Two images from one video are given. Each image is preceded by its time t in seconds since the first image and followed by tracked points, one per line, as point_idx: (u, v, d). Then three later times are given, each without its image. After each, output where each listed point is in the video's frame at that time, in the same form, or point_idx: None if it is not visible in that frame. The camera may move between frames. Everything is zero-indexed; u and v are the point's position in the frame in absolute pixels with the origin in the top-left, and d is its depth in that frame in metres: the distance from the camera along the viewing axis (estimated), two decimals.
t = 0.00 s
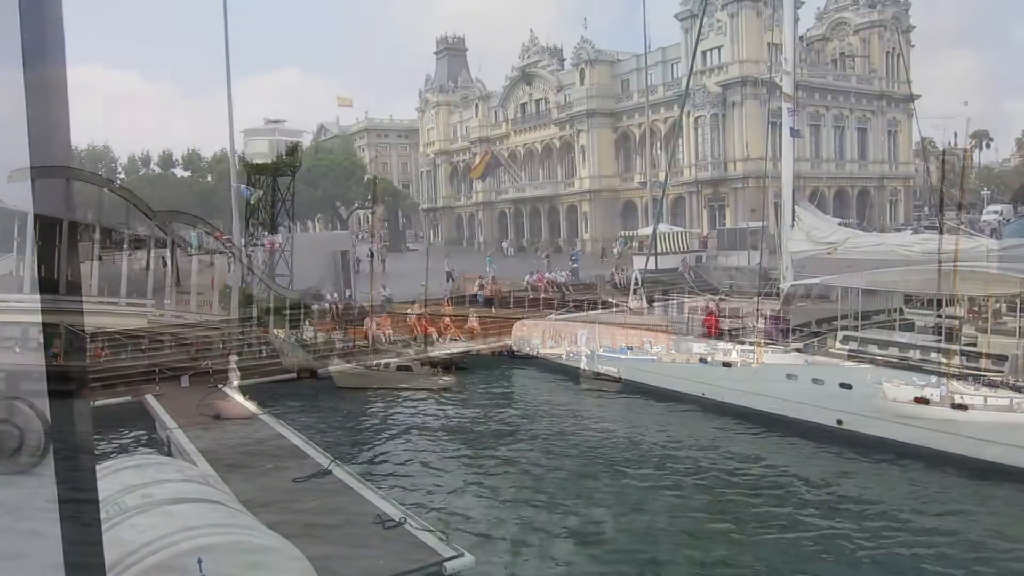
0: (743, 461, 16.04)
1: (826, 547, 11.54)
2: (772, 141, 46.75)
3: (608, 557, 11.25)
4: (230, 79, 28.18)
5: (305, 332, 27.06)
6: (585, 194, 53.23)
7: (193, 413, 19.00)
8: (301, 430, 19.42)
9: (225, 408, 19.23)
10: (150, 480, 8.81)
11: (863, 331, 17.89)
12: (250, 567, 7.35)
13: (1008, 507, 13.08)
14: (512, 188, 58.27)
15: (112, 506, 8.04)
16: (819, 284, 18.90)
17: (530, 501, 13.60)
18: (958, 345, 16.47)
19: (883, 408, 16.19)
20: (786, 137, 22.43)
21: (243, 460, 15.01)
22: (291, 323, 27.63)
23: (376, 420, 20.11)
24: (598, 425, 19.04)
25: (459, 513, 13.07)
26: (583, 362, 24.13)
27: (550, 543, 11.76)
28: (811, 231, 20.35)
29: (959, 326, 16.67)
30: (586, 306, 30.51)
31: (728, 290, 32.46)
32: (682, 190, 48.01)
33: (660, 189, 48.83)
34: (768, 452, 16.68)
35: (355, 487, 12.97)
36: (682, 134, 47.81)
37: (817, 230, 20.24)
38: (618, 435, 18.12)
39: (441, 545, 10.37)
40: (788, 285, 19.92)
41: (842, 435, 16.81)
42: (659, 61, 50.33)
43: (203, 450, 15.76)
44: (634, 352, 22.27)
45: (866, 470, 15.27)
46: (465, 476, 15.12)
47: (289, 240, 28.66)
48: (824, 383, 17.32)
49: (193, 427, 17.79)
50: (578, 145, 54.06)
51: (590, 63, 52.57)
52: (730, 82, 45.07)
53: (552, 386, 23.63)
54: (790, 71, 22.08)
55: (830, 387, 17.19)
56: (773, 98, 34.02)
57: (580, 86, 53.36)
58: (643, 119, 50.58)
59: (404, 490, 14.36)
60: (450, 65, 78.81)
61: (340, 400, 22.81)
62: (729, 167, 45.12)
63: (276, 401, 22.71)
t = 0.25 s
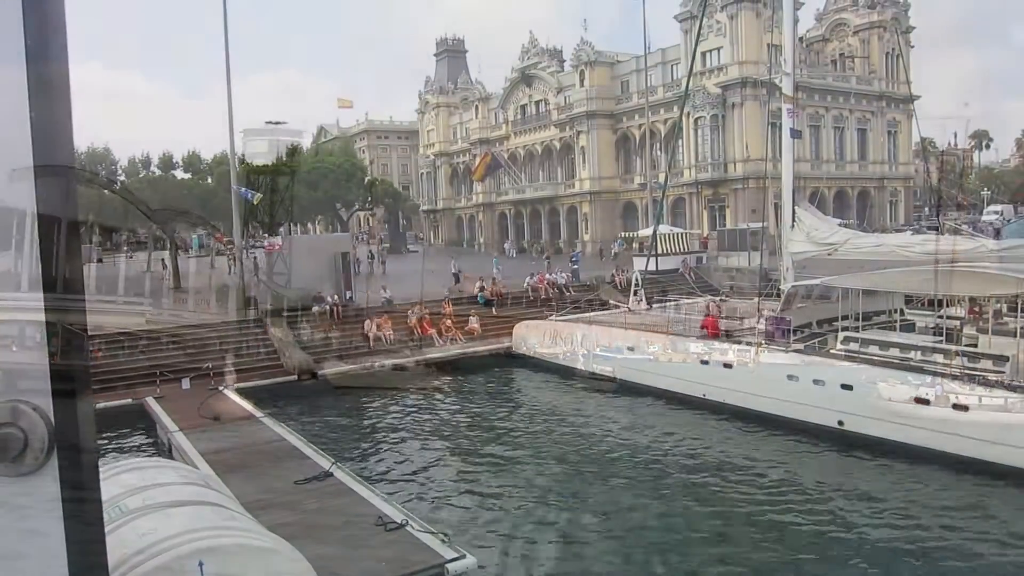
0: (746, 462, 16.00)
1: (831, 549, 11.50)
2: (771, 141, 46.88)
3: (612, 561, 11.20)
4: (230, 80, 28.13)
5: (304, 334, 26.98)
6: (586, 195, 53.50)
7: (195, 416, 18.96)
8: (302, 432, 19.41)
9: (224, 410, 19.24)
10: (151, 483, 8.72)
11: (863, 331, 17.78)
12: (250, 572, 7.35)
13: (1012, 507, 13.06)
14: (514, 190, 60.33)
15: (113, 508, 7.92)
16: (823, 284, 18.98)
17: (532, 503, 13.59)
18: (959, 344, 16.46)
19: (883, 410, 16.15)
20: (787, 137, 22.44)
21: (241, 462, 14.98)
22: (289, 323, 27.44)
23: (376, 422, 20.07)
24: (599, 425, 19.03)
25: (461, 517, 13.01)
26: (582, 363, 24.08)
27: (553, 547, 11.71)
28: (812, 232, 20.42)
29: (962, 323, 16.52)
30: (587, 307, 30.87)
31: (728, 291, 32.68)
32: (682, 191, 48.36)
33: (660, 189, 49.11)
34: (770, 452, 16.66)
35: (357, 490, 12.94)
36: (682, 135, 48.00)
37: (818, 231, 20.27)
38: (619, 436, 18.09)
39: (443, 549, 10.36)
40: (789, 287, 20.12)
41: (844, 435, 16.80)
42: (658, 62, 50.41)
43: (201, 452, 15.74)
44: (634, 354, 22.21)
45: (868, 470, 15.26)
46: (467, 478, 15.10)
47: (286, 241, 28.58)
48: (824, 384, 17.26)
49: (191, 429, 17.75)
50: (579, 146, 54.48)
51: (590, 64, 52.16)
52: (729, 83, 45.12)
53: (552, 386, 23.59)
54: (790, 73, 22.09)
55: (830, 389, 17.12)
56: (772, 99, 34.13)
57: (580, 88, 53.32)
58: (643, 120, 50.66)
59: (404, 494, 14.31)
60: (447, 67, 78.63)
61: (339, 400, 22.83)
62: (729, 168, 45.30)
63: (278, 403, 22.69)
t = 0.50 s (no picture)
0: (746, 464, 15.96)
1: (833, 552, 11.45)
2: (771, 143, 46.98)
3: (613, 563, 11.16)
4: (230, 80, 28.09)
5: (303, 336, 26.92)
6: (585, 197, 53.35)
7: (194, 419, 18.89)
8: (301, 434, 19.36)
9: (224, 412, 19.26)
10: (151, 486, 8.71)
11: (864, 333, 17.86)
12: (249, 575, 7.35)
13: (1014, 509, 13.01)
14: (514, 192, 60.41)
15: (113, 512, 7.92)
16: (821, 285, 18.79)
17: (533, 505, 13.55)
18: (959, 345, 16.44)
19: (883, 411, 16.01)
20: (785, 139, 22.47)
21: (240, 464, 15.01)
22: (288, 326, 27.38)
23: (376, 424, 20.03)
24: (599, 426, 18.98)
25: (463, 519, 12.97)
26: (582, 365, 23.96)
27: (553, 549, 11.66)
28: (811, 234, 20.41)
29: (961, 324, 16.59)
30: (587, 308, 31.03)
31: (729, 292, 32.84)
32: (682, 193, 48.61)
33: (660, 191, 49.13)
34: (770, 453, 16.62)
35: (357, 492, 12.90)
36: (682, 137, 48.01)
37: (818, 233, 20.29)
38: (620, 437, 18.05)
39: (445, 550, 10.34)
40: (789, 288, 19.83)
41: (844, 437, 16.75)
42: (659, 63, 50.37)
43: (201, 454, 15.78)
44: (634, 356, 22.03)
45: (869, 472, 15.22)
46: (467, 480, 15.07)
47: (286, 242, 28.11)
48: (825, 386, 17.13)
49: (191, 431, 17.78)
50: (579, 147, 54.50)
51: (590, 65, 51.93)
52: (730, 85, 45.07)
53: (552, 388, 23.54)
54: (790, 74, 22.10)
55: (832, 389, 16.97)
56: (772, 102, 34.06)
57: (580, 89, 53.19)
58: (643, 121, 50.59)
59: (404, 496, 14.29)
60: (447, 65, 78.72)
61: (339, 400, 22.87)
62: (729, 169, 45.35)
63: (277, 404, 22.64)
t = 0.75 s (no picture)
0: (744, 465, 15.95)
1: (830, 554, 11.45)
2: (771, 144, 47.08)
3: (610, 564, 11.16)
4: (229, 80, 28.09)
5: (303, 336, 26.91)
6: (585, 198, 53.39)
7: (194, 419, 18.85)
8: (300, 434, 19.36)
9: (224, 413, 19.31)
10: (151, 486, 8.72)
11: (862, 335, 17.89)
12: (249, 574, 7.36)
13: (1012, 511, 13.01)
14: (513, 193, 60.35)
15: (112, 513, 7.95)
16: (819, 287, 18.66)
17: (532, 505, 13.56)
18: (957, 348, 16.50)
19: (881, 414, 15.97)
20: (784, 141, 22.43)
21: (239, 465, 15.07)
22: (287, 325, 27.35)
23: (376, 424, 20.03)
24: (597, 428, 19.00)
25: (463, 520, 12.96)
26: (580, 367, 23.93)
27: (551, 550, 11.65)
28: (811, 236, 20.41)
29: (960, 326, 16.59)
30: (587, 309, 31.10)
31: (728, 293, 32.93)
32: (682, 194, 48.72)
33: (659, 192, 49.23)
34: (768, 454, 16.63)
35: (355, 492, 12.90)
36: (682, 138, 48.08)
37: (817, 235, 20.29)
38: (619, 438, 18.06)
39: (446, 551, 10.32)
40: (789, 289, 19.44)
41: (842, 438, 16.77)
42: (659, 65, 50.39)
43: (200, 454, 15.83)
44: (633, 357, 21.96)
45: (867, 473, 15.23)
46: (466, 480, 15.08)
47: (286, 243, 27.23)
48: (823, 389, 17.09)
49: (190, 431, 17.82)
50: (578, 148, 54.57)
51: (590, 66, 51.88)
52: (730, 86, 45.10)
53: (551, 388, 23.56)
54: (790, 76, 22.13)
55: (830, 392, 16.94)
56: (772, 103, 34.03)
57: (580, 90, 53.17)
58: (643, 122, 50.61)
59: (403, 497, 14.30)
60: (448, 65, 78.84)
61: (338, 400, 22.93)
62: (729, 170, 45.43)
63: (275, 404, 22.63)
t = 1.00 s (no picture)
0: (742, 466, 15.93)
1: (826, 555, 11.44)
2: (769, 145, 47.14)
3: (607, 565, 11.13)
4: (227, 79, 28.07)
5: (300, 335, 26.88)
6: (583, 198, 53.36)
7: (191, 419, 18.79)
8: (296, 434, 19.34)
9: (221, 411, 19.28)
10: (147, 485, 8.70)
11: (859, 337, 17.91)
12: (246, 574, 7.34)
13: (1009, 513, 12.98)
14: (511, 193, 60.29)
15: (109, 512, 7.94)
16: (816, 288, 18.56)
17: (530, 505, 13.55)
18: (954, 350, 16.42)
19: (878, 415, 15.96)
20: (781, 141, 22.26)
21: (236, 464, 15.06)
22: (285, 324, 27.32)
23: (374, 424, 20.02)
24: (594, 428, 19.00)
25: (461, 520, 12.94)
26: (578, 367, 23.91)
27: (547, 550, 11.65)
28: (808, 237, 20.34)
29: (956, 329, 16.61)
30: (585, 309, 31.08)
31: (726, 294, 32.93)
32: (680, 195, 48.80)
33: (658, 193, 49.27)
34: (766, 455, 16.60)
35: (352, 492, 12.88)
36: (680, 139, 48.13)
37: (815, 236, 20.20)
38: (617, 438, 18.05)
39: (443, 551, 10.31)
40: (786, 290, 19.33)
41: (839, 439, 16.77)
42: (658, 65, 50.38)
43: (196, 454, 15.83)
44: (630, 358, 21.93)
45: (865, 474, 15.21)
46: (465, 480, 15.06)
47: (283, 242, 27.46)
48: (820, 390, 17.08)
49: (187, 430, 17.79)
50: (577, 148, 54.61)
51: (589, 66, 51.82)
52: (729, 87, 45.08)
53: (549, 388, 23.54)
54: (789, 78, 22.14)
55: (827, 393, 16.92)
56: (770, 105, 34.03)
57: (579, 90, 53.09)
58: (641, 123, 50.59)
59: (400, 497, 14.28)
60: (447, 64, 78.86)
61: (335, 400, 22.92)
62: (727, 171, 45.49)
63: (272, 404, 22.60)
